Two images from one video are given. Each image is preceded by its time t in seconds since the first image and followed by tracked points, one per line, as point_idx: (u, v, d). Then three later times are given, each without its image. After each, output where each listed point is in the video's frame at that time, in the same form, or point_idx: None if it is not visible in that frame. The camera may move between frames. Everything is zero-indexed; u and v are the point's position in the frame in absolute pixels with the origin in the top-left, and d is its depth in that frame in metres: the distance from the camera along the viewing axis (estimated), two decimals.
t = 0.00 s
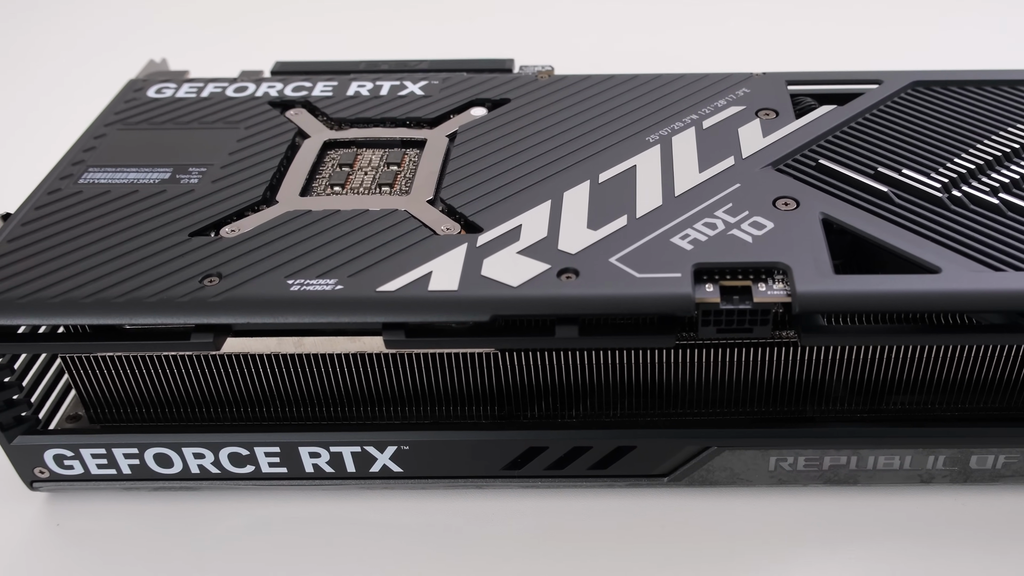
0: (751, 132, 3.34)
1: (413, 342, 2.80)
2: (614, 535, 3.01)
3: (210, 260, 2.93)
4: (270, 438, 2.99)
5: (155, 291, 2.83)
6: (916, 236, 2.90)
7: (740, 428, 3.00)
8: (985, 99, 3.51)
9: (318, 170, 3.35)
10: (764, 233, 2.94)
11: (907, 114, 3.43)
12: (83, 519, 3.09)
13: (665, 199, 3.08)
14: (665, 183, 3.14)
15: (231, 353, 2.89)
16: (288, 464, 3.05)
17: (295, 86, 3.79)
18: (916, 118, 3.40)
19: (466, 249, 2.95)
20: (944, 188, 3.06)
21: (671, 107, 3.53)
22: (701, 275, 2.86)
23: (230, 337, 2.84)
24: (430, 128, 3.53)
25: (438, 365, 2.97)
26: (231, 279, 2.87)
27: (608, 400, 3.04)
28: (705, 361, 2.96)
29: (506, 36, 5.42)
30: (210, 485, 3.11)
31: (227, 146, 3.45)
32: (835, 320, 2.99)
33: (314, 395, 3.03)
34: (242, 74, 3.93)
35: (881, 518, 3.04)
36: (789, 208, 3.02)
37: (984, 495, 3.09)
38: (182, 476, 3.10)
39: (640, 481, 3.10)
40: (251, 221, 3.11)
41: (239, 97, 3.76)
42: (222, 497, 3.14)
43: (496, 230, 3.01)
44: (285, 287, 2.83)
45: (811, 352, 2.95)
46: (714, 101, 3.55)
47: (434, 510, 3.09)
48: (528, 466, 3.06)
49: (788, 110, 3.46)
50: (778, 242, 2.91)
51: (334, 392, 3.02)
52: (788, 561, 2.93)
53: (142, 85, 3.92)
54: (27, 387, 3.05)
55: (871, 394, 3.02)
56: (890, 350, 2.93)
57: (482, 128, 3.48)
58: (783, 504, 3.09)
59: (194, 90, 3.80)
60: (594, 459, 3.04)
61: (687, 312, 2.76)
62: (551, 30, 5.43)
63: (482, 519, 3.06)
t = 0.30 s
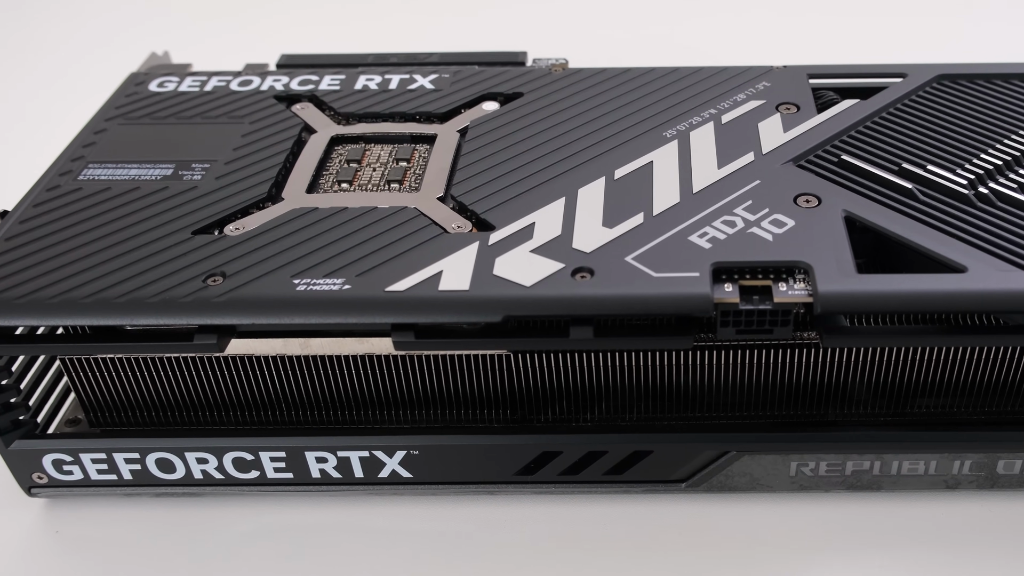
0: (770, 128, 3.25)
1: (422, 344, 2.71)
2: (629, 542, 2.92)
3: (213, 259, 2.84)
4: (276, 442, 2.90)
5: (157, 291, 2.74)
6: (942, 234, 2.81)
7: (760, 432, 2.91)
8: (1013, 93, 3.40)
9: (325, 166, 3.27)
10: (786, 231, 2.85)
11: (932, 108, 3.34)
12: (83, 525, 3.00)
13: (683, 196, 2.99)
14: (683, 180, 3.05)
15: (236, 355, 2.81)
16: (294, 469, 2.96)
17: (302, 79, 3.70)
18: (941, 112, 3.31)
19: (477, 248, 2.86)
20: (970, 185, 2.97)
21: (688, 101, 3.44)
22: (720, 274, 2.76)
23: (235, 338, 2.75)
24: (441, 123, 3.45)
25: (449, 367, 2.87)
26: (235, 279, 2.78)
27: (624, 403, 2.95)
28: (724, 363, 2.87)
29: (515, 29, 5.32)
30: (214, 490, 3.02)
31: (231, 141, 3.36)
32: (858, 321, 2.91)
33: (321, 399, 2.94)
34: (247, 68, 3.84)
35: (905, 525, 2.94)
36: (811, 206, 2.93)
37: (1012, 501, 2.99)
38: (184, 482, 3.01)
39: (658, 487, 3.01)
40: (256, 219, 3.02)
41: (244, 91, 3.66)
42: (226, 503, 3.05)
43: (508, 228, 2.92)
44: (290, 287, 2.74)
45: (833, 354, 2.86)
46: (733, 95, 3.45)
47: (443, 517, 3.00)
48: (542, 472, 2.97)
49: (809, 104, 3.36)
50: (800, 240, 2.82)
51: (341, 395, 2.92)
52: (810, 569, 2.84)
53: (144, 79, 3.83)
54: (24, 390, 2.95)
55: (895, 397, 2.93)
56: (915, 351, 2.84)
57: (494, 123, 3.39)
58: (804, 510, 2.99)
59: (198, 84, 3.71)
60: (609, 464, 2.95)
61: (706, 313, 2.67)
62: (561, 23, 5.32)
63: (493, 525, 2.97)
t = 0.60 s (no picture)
0: (792, 122, 3.15)
1: (433, 346, 2.62)
2: (647, 551, 2.82)
3: (216, 258, 2.75)
4: (281, 448, 2.80)
5: (158, 291, 2.65)
6: (972, 232, 2.71)
7: (782, 437, 2.81)
8: None
9: (332, 162, 3.17)
10: (809, 229, 2.75)
11: (960, 102, 3.23)
12: (81, 533, 2.90)
13: (702, 192, 2.89)
14: (702, 176, 2.95)
15: (239, 357, 2.71)
16: (300, 475, 2.87)
17: (308, 72, 3.60)
18: (969, 106, 3.20)
19: (489, 247, 2.76)
20: (1000, 181, 2.86)
21: (706, 95, 3.34)
22: (740, 274, 2.67)
23: (238, 340, 2.66)
24: (452, 117, 3.35)
25: (460, 370, 2.78)
26: (239, 279, 2.68)
27: (642, 407, 2.85)
28: (745, 366, 2.78)
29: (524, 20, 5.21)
30: (217, 497, 2.93)
31: (235, 136, 3.26)
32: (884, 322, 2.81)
33: (328, 403, 2.84)
34: (251, 60, 3.74)
35: (933, 533, 2.84)
36: (835, 203, 2.83)
37: None
38: (186, 488, 2.91)
39: (676, 494, 2.91)
40: (260, 216, 2.93)
41: (248, 84, 3.57)
42: (229, 511, 2.95)
43: (522, 226, 2.82)
44: (296, 287, 2.64)
45: (858, 356, 2.76)
46: (754, 88, 3.35)
47: (454, 525, 2.90)
48: (556, 478, 2.87)
49: (833, 98, 3.26)
50: (824, 239, 2.72)
51: (349, 399, 2.83)
52: None
53: (144, 72, 3.73)
54: (21, 393, 2.89)
55: (922, 400, 2.83)
56: (943, 353, 2.74)
57: (507, 117, 3.29)
58: (827, 518, 2.89)
59: (200, 77, 3.62)
60: (626, 470, 2.85)
61: (727, 314, 2.57)
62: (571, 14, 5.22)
63: (506, 534, 2.87)
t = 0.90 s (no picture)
0: (815, 116, 3.04)
1: (444, 348, 2.51)
2: (666, 562, 2.72)
3: (218, 257, 2.64)
4: (286, 454, 2.70)
5: (158, 291, 2.54)
6: (1005, 230, 2.60)
7: (806, 443, 2.70)
8: None
9: (339, 157, 3.07)
10: (834, 226, 2.64)
11: (990, 94, 3.12)
12: (78, 542, 2.80)
13: (723, 189, 2.79)
14: (723, 172, 2.85)
15: (243, 359, 2.61)
16: (306, 482, 2.76)
17: (314, 64, 3.49)
18: (1000, 99, 3.09)
19: (502, 245, 2.65)
20: None
21: (726, 88, 3.23)
22: (763, 273, 2.56)
23: (242, 341, 2.55)
24: (463, 110, 3.25)
25: (472, 373, 2.67)
26: (243, 278, 2.57)
27: (661, 411, 2.74)
28: (768, 369, 2.67)
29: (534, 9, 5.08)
30: (220, 505, 2.82)
31: (238, 130, 3.16)
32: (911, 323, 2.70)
33: (335, 407, 2.74)
34: (255, 52, 3.64)
35: (963, 543, 2.73)
36: (861, 199, 2.72)
37: None
38: (188, 496, 2.81)
39: (696, 501, 2.81)
40: (265, 213, 2.82)
41: (252, 76, 3.46)
42: (232, 519, 2.84)
43: (536, 223, 2.72)
44: (302, 286, 2.54)
45: (884, 358, 2.65)
46: (776, 81, 3.25)
47: (465, 534, 2.79)
48: (571, 485, 2.77)
49: (859, 91, 3.16)
50: (850, 236, 2.61)
51: (357, 403, 2.72)
52: None
53: (144, 64, 3.63)
54: (17, 396, 2.79)
55: (951, 404, 2.72)
56: (974, 355, 2.64)
57: (520, 111, 3.18)
58: (853, 526, 2.78)
59: (202, 69, 3.51)
60: (644, 477, 2.75)
61: (749, 315, 2.47)
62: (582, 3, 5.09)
63: (519, 543, 2.77)
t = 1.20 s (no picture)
0: (841, 109, 2.94)
1: (455, 350, 2.40)
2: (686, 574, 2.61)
3: (220, 256, 2.54)
4: (291, 461, 2.59)
5: (158, 291, 2.44)
6: None
7: (833, 449, 2.59)
8: None
9: (347, 151, 2.96)
10: (862, 223, 2.54)
11: None
12: (75, 553, 2.69)
13: (746, 184, 2.68)
14: (746, 167, 2.74)
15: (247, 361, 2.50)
16: (312, 490, 2.66)
17: (320, 55, 3.38)
18: None
19: (515, 243, 2.54)
20: None
21: (748, 79, 3.12)
22: (787, 272, 2.45)
23: (246, 343, 2.45)
24: (476, 103, 3.15)
25: (485, 376, 2.57)
26: (246, 277, 2.47)
27: (681, 416, 2.64)
28: (794, 372, 2.57)
29: None
30: (222, 513, 2.71)
31: (241, 123, 3.05)
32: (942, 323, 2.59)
33: (342, 411, 2.63)
34: (259, 42, 3.53)
35: (996, 554, 2.62)
36: (889, 195, 2.62)
37: None
38: (189, 504, 2.70)
39: (718, 510, 2.70)
40: (269, 210, 2.72)
41: (256, 67, 3.35)
42: (235, 528, 2.73)
43: (552, 221, 2.61)
44: (308, 286, 2.43)
45: (914, 362, 2.54)
46: (802, 72, 3.14)
47: (478, 544, 2.68)
48: (588, 493, 2.66)
49: (888, 83, 3.05)
50: (879, 234, 2.50)
51: (366, 407, 2.62)
52: None
53: (144, 54, 3.52)
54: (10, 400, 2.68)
55: (984, 409, 2.61)
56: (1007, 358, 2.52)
57: (535, 104, 3.08)
58: (881, 535, 2.68)
59: (204, 60, 3.41)
60: (664, 485, 2.64)
61: (772, 316, 2.36)
62: None
63: (533, 553, 2.66)
